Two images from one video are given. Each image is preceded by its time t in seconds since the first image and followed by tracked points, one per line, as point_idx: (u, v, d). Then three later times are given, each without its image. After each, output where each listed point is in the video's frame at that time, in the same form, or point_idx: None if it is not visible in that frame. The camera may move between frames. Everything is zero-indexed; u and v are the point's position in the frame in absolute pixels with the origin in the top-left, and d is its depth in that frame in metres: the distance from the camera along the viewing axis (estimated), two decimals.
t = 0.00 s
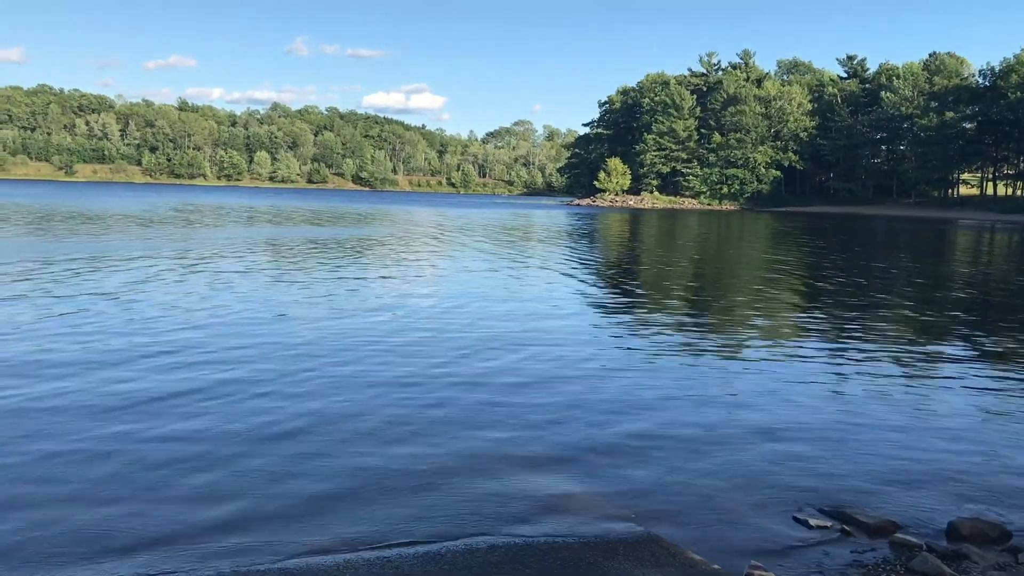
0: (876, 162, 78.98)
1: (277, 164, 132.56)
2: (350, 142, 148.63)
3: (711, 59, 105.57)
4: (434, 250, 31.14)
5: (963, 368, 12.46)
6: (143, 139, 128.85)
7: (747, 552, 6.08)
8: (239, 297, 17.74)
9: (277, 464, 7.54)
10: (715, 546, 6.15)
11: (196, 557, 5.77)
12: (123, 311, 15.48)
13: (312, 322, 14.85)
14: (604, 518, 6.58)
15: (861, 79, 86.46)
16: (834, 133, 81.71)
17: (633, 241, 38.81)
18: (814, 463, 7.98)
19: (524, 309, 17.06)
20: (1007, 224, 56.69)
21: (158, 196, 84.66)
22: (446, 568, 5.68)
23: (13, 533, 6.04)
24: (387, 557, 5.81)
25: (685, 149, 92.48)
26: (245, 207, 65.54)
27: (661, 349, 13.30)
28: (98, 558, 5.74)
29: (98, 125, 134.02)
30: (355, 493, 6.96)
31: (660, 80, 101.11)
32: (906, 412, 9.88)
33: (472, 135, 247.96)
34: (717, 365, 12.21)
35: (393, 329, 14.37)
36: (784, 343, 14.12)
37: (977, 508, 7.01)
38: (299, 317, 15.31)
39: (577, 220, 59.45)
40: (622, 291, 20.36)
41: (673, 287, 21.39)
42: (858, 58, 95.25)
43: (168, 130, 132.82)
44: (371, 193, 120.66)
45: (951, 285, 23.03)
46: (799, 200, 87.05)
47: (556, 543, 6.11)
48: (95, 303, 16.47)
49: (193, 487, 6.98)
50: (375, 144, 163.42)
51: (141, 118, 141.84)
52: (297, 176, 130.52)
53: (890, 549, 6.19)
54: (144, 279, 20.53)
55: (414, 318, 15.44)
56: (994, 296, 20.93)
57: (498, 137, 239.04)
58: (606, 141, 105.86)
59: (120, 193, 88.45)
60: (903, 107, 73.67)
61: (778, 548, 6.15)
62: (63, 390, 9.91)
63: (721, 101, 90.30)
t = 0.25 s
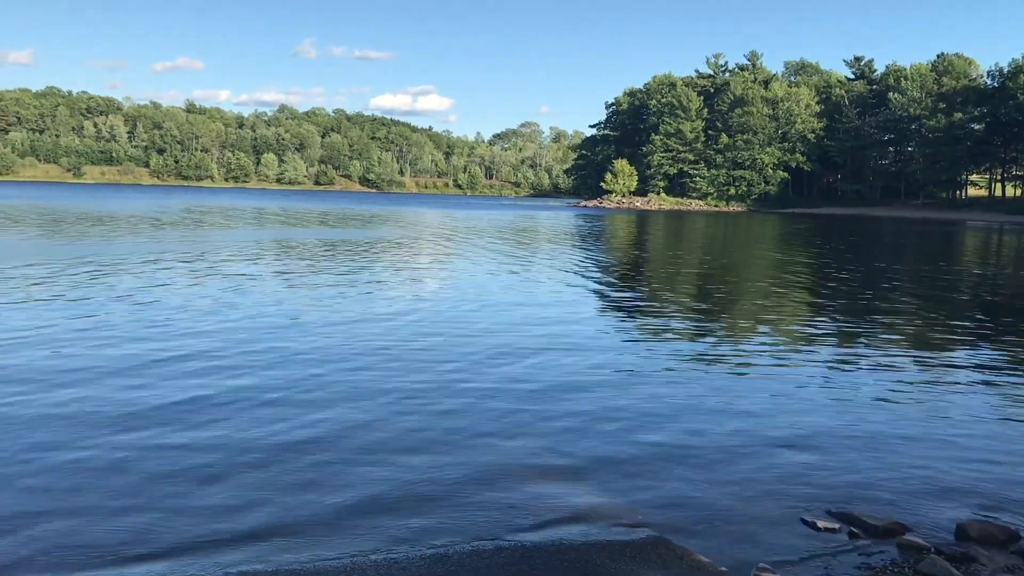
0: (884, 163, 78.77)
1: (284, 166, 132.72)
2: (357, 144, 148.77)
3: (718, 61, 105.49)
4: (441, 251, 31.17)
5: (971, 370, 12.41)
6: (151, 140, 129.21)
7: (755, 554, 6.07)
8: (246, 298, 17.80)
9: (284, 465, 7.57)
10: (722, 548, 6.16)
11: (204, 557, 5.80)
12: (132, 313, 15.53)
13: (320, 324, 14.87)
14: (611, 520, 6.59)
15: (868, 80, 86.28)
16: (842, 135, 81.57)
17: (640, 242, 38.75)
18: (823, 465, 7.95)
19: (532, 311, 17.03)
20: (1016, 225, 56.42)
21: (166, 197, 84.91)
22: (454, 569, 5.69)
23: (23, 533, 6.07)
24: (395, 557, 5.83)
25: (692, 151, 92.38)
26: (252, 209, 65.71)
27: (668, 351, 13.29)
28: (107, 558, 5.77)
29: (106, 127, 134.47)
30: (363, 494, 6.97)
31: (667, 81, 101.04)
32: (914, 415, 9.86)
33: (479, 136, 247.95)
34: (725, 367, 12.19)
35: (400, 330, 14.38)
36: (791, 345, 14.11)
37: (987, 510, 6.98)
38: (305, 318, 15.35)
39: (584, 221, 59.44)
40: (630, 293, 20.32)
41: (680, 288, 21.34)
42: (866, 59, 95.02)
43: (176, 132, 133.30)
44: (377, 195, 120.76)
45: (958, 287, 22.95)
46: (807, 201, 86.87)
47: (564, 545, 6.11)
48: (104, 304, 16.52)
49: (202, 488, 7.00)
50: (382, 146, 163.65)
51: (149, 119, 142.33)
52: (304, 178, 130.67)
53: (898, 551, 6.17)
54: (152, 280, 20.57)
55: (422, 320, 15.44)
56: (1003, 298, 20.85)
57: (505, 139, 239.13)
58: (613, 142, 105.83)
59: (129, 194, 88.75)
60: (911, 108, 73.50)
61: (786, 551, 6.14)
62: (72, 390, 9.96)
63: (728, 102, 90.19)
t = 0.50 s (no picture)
0: (891, 163, 78.53)
1: (290, 166, 132.81)
2: (363, 144, 148.89)
3: (724, 61, 105.33)
4: (446, 251, 31.12)
5: (978, 370, 12.29)
6: (158, 140, 129.58)
7: (761, 554, 6.00)
8: (249, 299, 17.74)
9: (285, 465, 7.51)
10: (729, 547, 6.08)
11: (204, 556, 5.75)
12: (135, 313, 15.50)
13: (322, 325, 14.81)
14: (616, 519, 6.52)
15: (875, 80, 86.07)
16: (848, 135, 81.35)
17: (647, 243, 38.70)
18: (828, 465, 7.87)
19: (537, 311, 16.93)
20: None
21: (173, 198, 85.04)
22: (457, 567, 5.63)
23: (22, 532, 6.02)
24: (398, 556, 5.77)
25: (699, 151, 92.24)
26: (258, 210, 65.82)
27: (672, 350, 13.21)
28: (107, 556, 5.72)
29: (113, 127, 134.83)
30: (365, 492, 6.92)
31: (673, 81, 100.92)
32: (921, 414, 9.76)
33: (485, 136, 247.89)
34: (729, 366, 12.11)
35: (404, 330, 14.32)
36: (797, 344, 14.03)
37: (994, 510, 6.88)
38: (308, 318, 15.28)
39: (590, 221, 59.32)
40: (637, 293, 20.18)
41: (685, 288, 21.24)
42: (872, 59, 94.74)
43: (183, 133, 133.57)
44: (383, 195, 120.81)
45: (964, 287, 22.80)
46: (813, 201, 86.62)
47: (568, 545, 6.03)
48: (109, 305, 16.49)
49: (203, 487, 6.95)
50: (388, 145, 163.95)
51: (156, 120, 142.65)
52: (310, 178, 130.76)
53: (906, 552, 6.07)
54: (157, 280, 20.52)
55: (425, 321, 15.37)
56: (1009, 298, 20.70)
57: (511, 138, 239.25)
58: (619, 143, 105.67)
59: (136, 195, 88.93)
60: (918, 108, 73.30)
61: (794, 551, 6.05)
62: (74, 390, 9.91)
63: (735, 102, 90.05)
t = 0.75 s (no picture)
0: (899, 162, 78.25)
1: (297, 164, 132.90)
2: (370, 142, 148.95)
3: (731, 59, 105.14)
4: (453, 249, 31.10)
5: (987, 370, 12.25)
6: (165, 138, 129.80)
7: (768, 553, 6.01)
8: (255, 296, 17.75)
9: (293, 462, 7.54)
10: (738, 546, 6.09)
11: (212, 552, 5.77)
12: (144, 310, 15.53)
13: (331, 322, 14.84)
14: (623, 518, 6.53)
15: (883, 78, 85.78)
16: (857, 132, 81.10)
17: (654, 241, 38.60)
18: (838, 464, 7.87)
19: (545, 309, 16.92)
20: None
21: (180, 196, 85.23)
22: (466, 565, 5.65)
23: (31, 527, 6.06)
24: (408, 554, 5.80)
25: (706, 148, 92.07)
26: (265, 207, 65.93)
27: (680, 349, 13.21)
28: (115, 551, 5.76)
29: (121, 125, 135.17)
30: (375, 489, 6.96)
31: (680, 79, 100.73)
32: (930, 413, 9.75)
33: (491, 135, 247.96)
34: (738, 365, 12.11)
35: (411, 328, 14.33)
36: (803, 343, 14.03)
37: (1002, 510, 6.88)
38: (315, 316, 15.30)
39: (597, 220, 59.30)
40: (643, 291, 20.17)
41: (693, 287, 21.21)
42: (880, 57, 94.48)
43: (190, 130, 133.83)
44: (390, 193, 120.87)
45: (973, 287, 22.69)
46: (821, 199, 86.37)
47: (577, 542, 6.06)
48: (117, 302, 16.52)
49: (211, 483, 6.98)
50: (395, 143, 164.00)
51: (163, 118, 142.94)
52: (317, 176, 130.87)
53: (914, 551, 6.08)
54: (165, 277, 20.54)
55: (433, 319, 15.39)
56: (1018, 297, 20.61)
57: (518, 136, 239.15)
58: (626, 141, 105.55)
59: (143, 192, 89.11)
60: (926, 106, 72.97)
61: (803, 549, 6.06)
62: (81, 386, 9.95)
63: (742, 100, 89.82)
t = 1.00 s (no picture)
0: (906, 159, 78.02)
1: (303, 162, 132.96)
2: (375, 140, 149.02)
3: (737, 55, 104.94)
4: (459, 247, 31.07)
5: (994, 368, 12.23)
6: (171, 136, 130.01)
7: (774, 551, 6.02)
8: (262, 294, 17.79)
9: (300, 460, 7.57)
10: (744, 544, 6.10)
11: (218, 551, 5.81)
12: (151, 309, 15.55)
13: (338, 320, 14.84)
14: (628, 513, 6.57)
15: (890, 75, 85.54)
16: (863, 130, 80.89)
17: (660, 239, 38.52)
18: (845, 463, 7.87)
19: (551, 307, 16.91)
20: None
21: (187, 193, 85.47)
22: (474, 564, 5.67)
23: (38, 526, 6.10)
24: (415, 552, 5.82)
25: (712, 146, 91.92)
26: (271, 205, 66.01)
27: (687, 347, 13.20)
28: (122, 550, 5.81)
29: (127, 122, 135.45)
30: (382, 487, 6.99)
31: (686, 76, 100.59)
32: (938, 411, 9.74)
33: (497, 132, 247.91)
34: (745, 363, 12.10)
35: (418, 326, 14.37)
36: (811, 341, 14.03)
37: (1011, 509, 6.86)
38: (321, 314, 15.34)
39: (603, 218, 59.20)
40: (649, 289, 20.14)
41: (698, 285, 21.18)
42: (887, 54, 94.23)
43: (196, 128, 134.12)
44: (396, 190, 120.89)
45: (980, 285, 22.63)
46: (827, 197, 86.16)
47: (584, 540, 6.07)
48: (124, 300, 16.55)
49: (219, 483, 7.01)
50: (400, 141, 164.03)
51: (170, 116, 143.16)
52: (323, 174, 130.94)
53: (922, 549, 6.08)
54: (171, 276, 20.57)
55: (440, 317, 15.40)
56: None
57: (523, 134, 239.12)
58: (632, 138, 105.45)
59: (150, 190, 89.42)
60: (934, 103, 72.68)
61: (810, 548, 6.06)
62: (90, 385, 10.00)
63: (748, 97, 89.62)
